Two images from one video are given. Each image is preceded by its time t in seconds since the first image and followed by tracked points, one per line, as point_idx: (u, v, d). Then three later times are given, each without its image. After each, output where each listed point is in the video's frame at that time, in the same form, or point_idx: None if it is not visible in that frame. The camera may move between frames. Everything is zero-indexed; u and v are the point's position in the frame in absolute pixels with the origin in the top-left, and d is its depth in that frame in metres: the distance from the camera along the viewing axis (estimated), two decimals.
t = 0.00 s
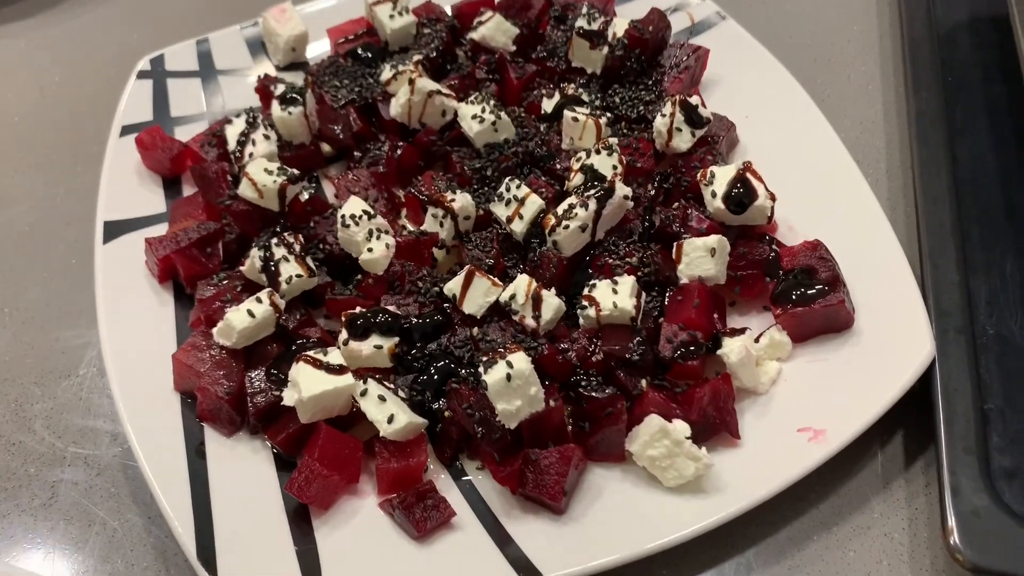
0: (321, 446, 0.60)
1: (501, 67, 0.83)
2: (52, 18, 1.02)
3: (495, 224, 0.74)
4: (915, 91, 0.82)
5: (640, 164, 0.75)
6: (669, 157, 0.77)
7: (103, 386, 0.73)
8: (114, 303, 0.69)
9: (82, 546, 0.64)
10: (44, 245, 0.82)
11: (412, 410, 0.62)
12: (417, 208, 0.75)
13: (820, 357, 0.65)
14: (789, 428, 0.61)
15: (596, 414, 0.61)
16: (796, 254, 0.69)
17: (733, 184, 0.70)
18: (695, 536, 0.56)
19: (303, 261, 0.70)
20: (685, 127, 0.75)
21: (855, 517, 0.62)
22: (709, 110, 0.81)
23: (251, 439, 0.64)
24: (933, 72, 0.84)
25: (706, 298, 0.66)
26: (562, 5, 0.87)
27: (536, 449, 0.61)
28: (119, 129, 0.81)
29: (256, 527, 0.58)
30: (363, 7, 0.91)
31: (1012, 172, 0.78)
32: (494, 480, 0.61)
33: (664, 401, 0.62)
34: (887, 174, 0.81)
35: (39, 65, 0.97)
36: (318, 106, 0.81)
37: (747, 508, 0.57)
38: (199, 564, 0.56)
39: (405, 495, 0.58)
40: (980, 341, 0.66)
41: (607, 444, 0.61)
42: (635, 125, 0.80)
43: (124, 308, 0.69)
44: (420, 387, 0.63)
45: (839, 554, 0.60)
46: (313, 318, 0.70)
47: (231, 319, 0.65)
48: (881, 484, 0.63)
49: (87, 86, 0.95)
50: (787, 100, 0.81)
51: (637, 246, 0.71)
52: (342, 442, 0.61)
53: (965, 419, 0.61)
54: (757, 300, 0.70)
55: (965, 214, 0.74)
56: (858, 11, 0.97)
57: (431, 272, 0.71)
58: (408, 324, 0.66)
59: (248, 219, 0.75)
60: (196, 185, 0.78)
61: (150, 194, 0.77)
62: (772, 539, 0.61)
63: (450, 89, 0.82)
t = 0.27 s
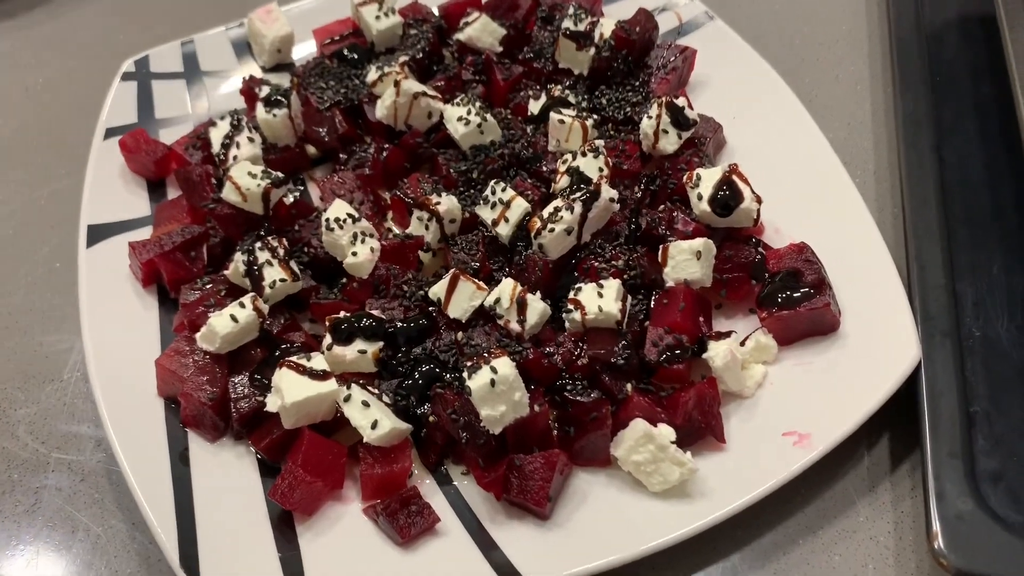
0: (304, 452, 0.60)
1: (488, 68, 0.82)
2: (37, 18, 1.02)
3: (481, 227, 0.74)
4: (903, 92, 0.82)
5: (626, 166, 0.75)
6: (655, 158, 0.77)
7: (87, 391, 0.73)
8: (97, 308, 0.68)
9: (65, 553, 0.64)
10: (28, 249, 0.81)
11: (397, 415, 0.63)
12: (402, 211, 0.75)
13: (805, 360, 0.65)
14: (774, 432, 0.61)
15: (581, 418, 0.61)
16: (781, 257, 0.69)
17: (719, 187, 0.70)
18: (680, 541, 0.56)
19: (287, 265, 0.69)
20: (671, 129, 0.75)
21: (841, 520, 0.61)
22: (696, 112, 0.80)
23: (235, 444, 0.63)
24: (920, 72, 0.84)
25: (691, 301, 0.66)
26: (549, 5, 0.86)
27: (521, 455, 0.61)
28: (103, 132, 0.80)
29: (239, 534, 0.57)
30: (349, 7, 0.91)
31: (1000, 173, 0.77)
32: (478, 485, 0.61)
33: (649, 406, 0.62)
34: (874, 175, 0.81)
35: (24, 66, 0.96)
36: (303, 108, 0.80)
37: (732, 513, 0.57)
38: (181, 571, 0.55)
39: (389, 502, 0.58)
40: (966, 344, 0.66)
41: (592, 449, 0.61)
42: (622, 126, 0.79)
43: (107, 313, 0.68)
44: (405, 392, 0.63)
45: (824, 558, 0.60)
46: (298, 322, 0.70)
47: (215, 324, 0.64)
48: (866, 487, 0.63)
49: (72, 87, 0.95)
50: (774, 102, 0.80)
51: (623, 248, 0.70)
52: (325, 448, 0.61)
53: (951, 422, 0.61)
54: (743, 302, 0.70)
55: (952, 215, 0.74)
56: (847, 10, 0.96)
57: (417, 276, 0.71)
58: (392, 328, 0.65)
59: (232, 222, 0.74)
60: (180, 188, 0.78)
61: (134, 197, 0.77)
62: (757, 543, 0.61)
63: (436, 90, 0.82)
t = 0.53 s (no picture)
0: (297, 458, 0.60)
1: (484, 72, 0.82)
2: (33, 19, 1.01)
3: (475, 231, 0.74)
4: (899, 97, 0.82)
5: (621, 171, 0.75)
6: (650, 163, 0.77)
7: (81, 394, 0.73)
8: (90, 311, 0.68)
9: (57, 557, 0.64)
10: (23, 250, 0.81)
11: (391, 421, 0.62)
12: (397, 214, 0.74)
13: (798, 367, 0.65)
14: (767, 439, 0.61)
15: (574, 425, 0.61)
16: (774, 264, 0.69)
17: (714, 192, 0.70)
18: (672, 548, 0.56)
19: (281, 270, 0.69)
20: (667, 134, 0.75)
21: (833, 527, 0.62)
22: (691, 117, 0.80)
23: (228, 449, 0.63)
24: (915, 77, 0.84)
25: (685, 307, 0.66)
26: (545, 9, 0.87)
27: (513, 461, 0.61)
28: (97, 134, 0.80)
29: (232, 539, 0.57)
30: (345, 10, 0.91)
31: (995, 180, 0.77)
32: (471, 491, 0.61)
33: (642, 412, 0.62)
34: (870, 181, 0.81)
35: (20, 67, 0.96)
36: (298, 110, 0.80)
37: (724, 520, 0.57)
38: None
39: (381, 507, 0.58)
40: (960, 351, 0.66)
41: (585, 456, 0.61)
42: (617, 130, 0.79)
43: (100, 316, 0.68)
44: (398, 397, 0.63)
45: (816, 565, 0.60)
46: (291, 326, 0.70)
47: (207, 329, 0.64)
48: (859, 493, 0.63)
49: (67, 88, 0.94)
50: (769, 107, 0.80)
51: (618, 254, 0.70)
52: (318, 454, 0.61)
53: (943, 430, 0.61)
54: (738, 308, 0.70)
55: (946, 221, 0.74)
56: (843, 14, 0.96)
57: (411, 280, 0.71)
58: (385, 333, 0.65)
59: (226, 226, 0.74)
60: (174, 191, 0.78)
61: (129, 200, 0.77)
62: (749, 550, 0.61)
63: (432, 94, 0.82)
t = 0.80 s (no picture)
0: (301, 466, 0.61)
1: (487, 84, 0.83)
2: (41, 25, 1.02)
3: (477, 243, 0.75)
4: (896, 112, 0.83)
5: (622, 184, 0.76)
6: (651, 176, 0.78)
7: (88, 400, 0.74)
8: (97, 319, 0.69)
9: (65, 561, 0.65)
10: (31, 256, 0.82)
11: (393, 430, 0.63)
12: (400, 225, 0.76)
13: (794, 380, 0.66)
14: (762, 451, 0.62)
15: (573, 435, 0.62)
16: (771, 278, 0.70)
17: (713, 207, 0.71)
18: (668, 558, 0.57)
19: (286, 280, 0.71)
20: (667, 148, 0.76)
21: (827, 538, 0.63)
22: (692, 131, 0.81)
23: (233, 456, 0.64)
24: (913, 92, 0.85)
25: (683, 321, 0.67)
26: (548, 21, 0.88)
27: (513, 471, 0.62)
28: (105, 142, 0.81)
29: (237, 545, 0.58)
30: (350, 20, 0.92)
31: (990, 194, 0.78)
32: (471, 500, 0.62)
33: (640, 424, 0.63)
34: (867, 194, 0.82)
35: (28, 73, 0.97)
36: (304, 121, 0.81)
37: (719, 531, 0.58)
38: None
39: (383, 516, 0.59)
40: (953, 365, 0.67)
41: (583, 467, 0.62)
42: (618, 143, 0.80)
43: (107, 323, 0.69)
44: (400, 407, 0.64)
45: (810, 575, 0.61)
46: (296, 335, 0.71)
47: (214, 338, 0.66)
48: (852, 505, 0.64)
49: (75, 95, 0.95)
50: (769, 121, 0.81)
51: (618, 266, 0.71)
52: (322, 462, 0.62)
53: (935, 444, 0.62)
54: (735, 321, 0.71)
55: (942, 236, 0.75)
56: (843, 28, 0.97)
57: (413, 291, 0.72)
58: (387, 343, 0.66)
59: (232, 235, 0.75)
60: (181, 199, 0.79)
61: (136, 208, 0.78)
62: (744, 560, 0.62)
63: (436, 105, 0.83)
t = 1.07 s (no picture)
0: (307, 477, 0.63)
1: (491, 100, 0.85)
2: (53, 35, 1.04)
3: (480, 258, 0.76)
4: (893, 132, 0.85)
5: (622, 202, 0.77)
6: (651, 194, 0.79)
7: (99, 408, 0.75)
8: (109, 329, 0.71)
9: (76, 567, 0.66)
10: (43, 266, 0.84)
11: (397, 443, 0.65)
12: (405, 239, 0.77)
13: (789, 396, 0.67)
14: (757, 466, 0.64)
15: (573, 449, 0.64)
16: (769, 295, 0.71)
17: (711, 225, 0.72)
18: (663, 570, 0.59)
19: (294, 294, 0.72)
20: (667, 166, 0.78)
21: (819, 551, 0.64)
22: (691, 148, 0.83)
23: (241, 466, 0.66)
24: (909, 112, 0.87)
25: (681, 337, 0.69)
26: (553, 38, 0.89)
27: (514, 484, 0.63)
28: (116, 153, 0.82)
29: (244, 553, 0.60)
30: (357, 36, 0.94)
31: (984, 213, 0.80)
32: (472, 512, 0.63)
33: (638, 439, 0.64)
34: (863, 212, 0.83)
35: (41, 83, 0.99)
36: (312, 136, 0.83)
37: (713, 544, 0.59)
38: None
39: (387, 526, 0.61)
40: (945, 382, 0.69)
41: (582, 480, 0.63)
42: (618, 161, 0.83)
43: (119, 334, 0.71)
44: (404, 420, 0.66)
45: None
46: (302, 348, 0.73)
47: (223, 350, 0.67)
48: (844, 519, 0.66)
49: (86, 105, 0.97)
50: (767, 139, 0.83)
51: (617, 282, 0.73)
52: (327, 474, 0.64)
53: (926, 461, 0.63)
54: (732, 337, 0.73)
55: (935, 255, 0.77)
56: (842, 46, 0.99)
57: (418, 304, 0.73)
58: (392, 357, 0.68)
59: (241, 249, 0.77)
60: (190, 212, 0.80)
61: (146, 220, 0.79)
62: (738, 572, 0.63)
63: (440, 121, 0.84)
